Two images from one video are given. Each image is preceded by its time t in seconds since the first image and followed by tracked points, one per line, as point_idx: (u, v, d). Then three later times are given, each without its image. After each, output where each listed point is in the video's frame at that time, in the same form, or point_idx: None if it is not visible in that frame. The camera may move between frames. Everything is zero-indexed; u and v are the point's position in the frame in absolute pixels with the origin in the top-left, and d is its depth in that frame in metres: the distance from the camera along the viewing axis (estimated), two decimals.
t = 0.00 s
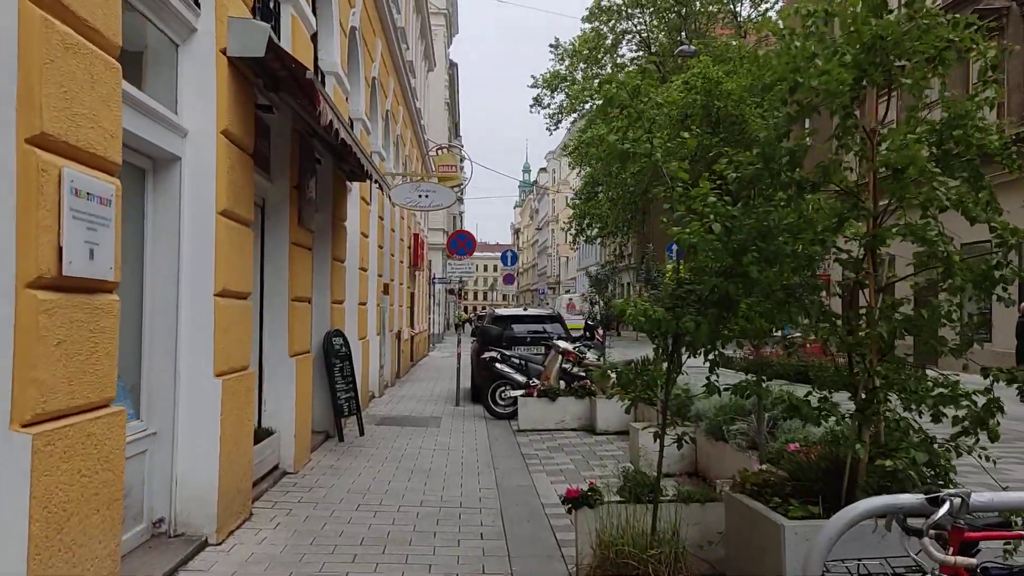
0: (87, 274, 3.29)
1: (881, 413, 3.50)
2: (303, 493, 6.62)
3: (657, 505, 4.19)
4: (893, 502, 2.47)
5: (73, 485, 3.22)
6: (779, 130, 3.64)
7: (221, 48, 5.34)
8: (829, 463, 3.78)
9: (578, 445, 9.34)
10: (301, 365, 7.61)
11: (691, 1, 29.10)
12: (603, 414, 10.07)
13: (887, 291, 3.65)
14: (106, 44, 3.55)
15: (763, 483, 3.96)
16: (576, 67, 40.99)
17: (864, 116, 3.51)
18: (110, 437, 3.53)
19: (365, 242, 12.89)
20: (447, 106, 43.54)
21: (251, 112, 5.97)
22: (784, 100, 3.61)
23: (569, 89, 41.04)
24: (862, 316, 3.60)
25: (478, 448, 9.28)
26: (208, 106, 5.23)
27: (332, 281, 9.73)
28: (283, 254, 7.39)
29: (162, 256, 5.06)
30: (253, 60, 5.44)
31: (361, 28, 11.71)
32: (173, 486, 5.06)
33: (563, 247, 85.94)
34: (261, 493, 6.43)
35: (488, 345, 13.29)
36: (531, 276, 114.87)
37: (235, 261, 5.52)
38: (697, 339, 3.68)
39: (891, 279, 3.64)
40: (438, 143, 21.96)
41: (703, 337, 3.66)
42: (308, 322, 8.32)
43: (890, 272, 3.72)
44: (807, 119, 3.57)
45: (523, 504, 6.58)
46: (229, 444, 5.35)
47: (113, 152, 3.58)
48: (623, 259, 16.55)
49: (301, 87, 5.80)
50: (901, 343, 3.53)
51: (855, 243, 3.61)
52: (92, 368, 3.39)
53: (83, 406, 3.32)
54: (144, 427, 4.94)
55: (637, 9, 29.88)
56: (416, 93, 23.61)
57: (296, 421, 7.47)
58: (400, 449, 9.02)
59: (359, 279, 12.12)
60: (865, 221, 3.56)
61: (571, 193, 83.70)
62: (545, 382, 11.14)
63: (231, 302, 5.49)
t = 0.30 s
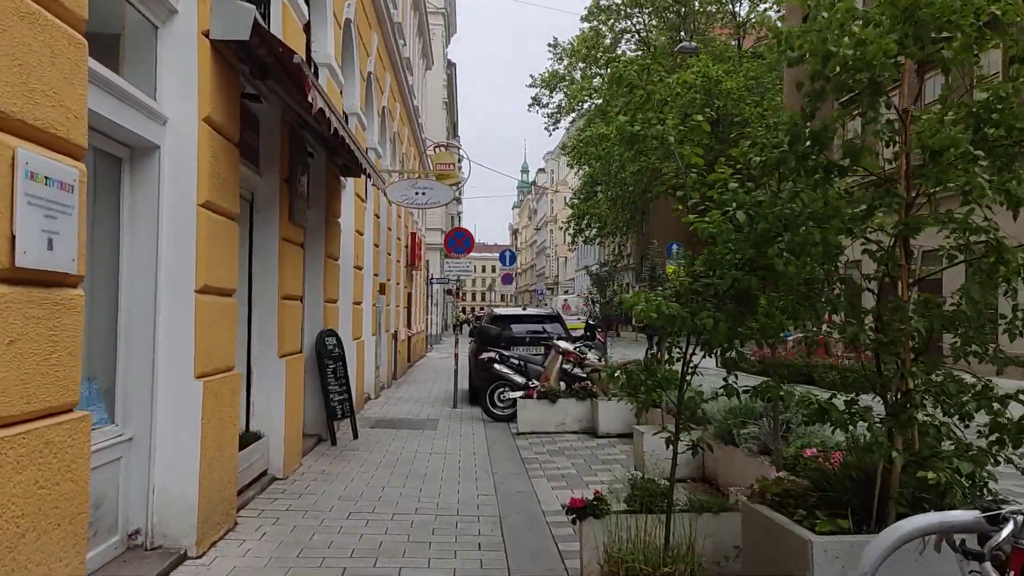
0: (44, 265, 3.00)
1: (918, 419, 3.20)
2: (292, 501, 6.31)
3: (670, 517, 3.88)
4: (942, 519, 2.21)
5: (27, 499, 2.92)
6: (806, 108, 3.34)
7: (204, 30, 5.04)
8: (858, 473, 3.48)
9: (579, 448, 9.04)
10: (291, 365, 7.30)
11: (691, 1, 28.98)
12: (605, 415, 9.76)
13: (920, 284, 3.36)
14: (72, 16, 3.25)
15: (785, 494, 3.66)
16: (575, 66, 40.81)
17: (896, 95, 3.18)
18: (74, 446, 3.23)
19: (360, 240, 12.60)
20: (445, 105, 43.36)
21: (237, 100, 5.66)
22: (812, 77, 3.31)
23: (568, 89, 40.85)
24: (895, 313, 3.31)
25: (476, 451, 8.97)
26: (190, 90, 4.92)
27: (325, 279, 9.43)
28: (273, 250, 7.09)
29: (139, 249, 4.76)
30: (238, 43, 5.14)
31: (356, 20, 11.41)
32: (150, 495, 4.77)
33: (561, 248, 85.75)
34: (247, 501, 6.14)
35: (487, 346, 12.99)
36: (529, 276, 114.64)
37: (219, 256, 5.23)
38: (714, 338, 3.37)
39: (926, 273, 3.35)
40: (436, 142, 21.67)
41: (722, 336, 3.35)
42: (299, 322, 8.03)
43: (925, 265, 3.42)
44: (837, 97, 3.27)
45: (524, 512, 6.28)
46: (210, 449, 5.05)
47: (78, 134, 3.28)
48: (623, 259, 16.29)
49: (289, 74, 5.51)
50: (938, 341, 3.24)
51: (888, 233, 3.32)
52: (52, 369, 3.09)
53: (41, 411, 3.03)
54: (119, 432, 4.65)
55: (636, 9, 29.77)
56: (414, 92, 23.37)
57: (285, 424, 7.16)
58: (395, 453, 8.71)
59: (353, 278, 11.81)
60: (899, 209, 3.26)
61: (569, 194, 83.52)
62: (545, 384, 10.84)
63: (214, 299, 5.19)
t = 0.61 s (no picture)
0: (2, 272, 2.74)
1: (960, 441, 2.93)
2: (283, 517, 6.02)
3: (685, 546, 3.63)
4: (1003, 562, 1.93)
5: None
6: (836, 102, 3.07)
7: (188, 22, 4.78)
8: (890, 497, 3.20)
9: (580, 459, 8.76)
10: (283, 374, 7.03)
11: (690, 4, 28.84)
12: (607, 424, 9.49)
13: (958, 292, 3.11)
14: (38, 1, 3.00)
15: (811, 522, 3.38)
16: (574, 70, 40.67)
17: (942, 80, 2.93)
18: (37, 468, 2.96)
19: (357, 244, 12.33)
20: (443, 108, 43.18)
21: (224, 96, 5.39)
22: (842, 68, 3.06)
23: (567, 92, 40.71)
24: (930, 323, 3.05)
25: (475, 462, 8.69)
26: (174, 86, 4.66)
27: (320, 284, 9.16)
28: (264, 254, 6.82)
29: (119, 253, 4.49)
30: (223, 35, 4.88)
31: (352, 18, 11.15)
32: (130, 514, 4.48)
33: (560, 252, 85.54)
34: (235, 517, 5.85)
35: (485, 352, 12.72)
36: (528, 281, 114.41)
37: (205, 261, 4.96)
38: (734, 351, 3.11)
39: (963, 280, 3.10)
40: (434, 144, 21.61)
41: (743, 349, 3.07)
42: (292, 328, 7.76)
43: (962, 270, 3.16)
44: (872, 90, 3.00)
45: (525, 529, 6.00)
46: (195, 465, 4.77)
47: (44, 128, 3.03)
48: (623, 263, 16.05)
49: (279, 69, 5.25)
50: (981, 355, 2.98)
51: (923, 236, 3.06)
52: (12, 385, 2.83)
53: None
54: (98, 447, 4.37)
55: (636, 12, 29.60)
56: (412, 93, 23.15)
57: (277, 435, 6.87)
58: (391, 464, 8.43)
59: (349, 283, 11.54)
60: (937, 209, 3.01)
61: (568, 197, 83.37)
62: (545, 391, 10.56)
63: (199, 306, 4.92)
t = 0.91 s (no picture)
0: None
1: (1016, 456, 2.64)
2: (275, 530, 5.73)
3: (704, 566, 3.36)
4: None
5: None
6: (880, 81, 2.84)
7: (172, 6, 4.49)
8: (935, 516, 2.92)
9: (584, 466, 8.47)
10: (276, 378, 6.74)
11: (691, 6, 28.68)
12: (611, 430, 9.20)
13: (1011, 291, 2.83)
14: None
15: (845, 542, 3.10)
16: (574, 73, 40.51)
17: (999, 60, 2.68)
18: None
19: (354, 245, 12.05)
20: (442, 111, 42.98)
21: (212, 87, 5.12)
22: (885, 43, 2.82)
23: (567, 95, 40.55)
24: (982, 325, 2.77)
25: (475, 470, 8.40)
26: (157, 73, 4.38)
27: (315, 285, 8.87)
28: (256, 254, 6.54)
29: (98, 251, 4.21)
30: (210, 22, 4.61)
31: (350, 14, 10.90)
32: (108, 530, 4.19)
33: (560, 256, 85.29)
34: (222, 531, 5.56)
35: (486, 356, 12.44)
36: (527, 284, 114.14)
37: (191, 259, 4.67)
38: (765, 356, 2.86)
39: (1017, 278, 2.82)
40: (432, 145, 21.42)
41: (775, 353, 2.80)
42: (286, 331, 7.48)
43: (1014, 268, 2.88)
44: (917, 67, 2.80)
45: (529, 542, 5.71)
46: (179, 476, 4.49)
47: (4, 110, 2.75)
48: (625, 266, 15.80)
49: (271, 58, 4.98)
50: None
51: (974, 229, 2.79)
52: None
53: None
54: (74, 459, 4.08)
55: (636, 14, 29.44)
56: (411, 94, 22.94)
57: (269, 443, 6.57)
58: (389, 473, 8.14)
59: (346, 285, 11.25)
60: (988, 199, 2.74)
61: (567, 201, 83.19)
62: (547, 396, 10.28)
63: (184, 307, 4.63)
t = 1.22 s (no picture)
0: None
1: None
2: (265, 551, 5.41)
3: None
4: None
5: None
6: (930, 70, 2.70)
7: None
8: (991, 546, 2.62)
9: (590, 478, 8.17)
10: (267, 389, 6.43)
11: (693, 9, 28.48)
12: (617, 441, 8.87)
13: None
14: None
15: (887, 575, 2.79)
16: (575, 77, 40.28)
17: None
18: None
19: (352, 250, 11.75)
20: (442, 116, 42.77)
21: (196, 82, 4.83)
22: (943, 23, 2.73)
23: (567, 100, 40.36)
24: None
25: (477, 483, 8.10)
26: (133, 64, 4.09)
27: (311, 291, 8.57)
28: (247, 258, 6.24)
29: (68, 257, 3.91)
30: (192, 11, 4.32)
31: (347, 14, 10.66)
32: (79, 557, 3.87)
33: (560, 261, 84.93)
34: (208, 552, 5.24)
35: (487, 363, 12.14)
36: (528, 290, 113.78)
37: (172, 264, 4.38)
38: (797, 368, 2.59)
39: None
40: (432, 150, 21.18)
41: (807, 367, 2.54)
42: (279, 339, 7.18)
43: None
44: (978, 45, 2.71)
45: (532, 562, 5.40)
46: (156, 497, 4.19)
47: None
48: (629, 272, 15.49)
49: (258, 51, 4.70)
50: None
51: None
52: None
53: None
54: (42, 479, 3.77)
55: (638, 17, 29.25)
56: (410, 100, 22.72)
57: (260, 458, 6.26)
58: (387, 486, 7.82)
59: (343, 291, 10.96)
60: None
61: (567, 206, 82.89)
62: (550, 405, 9.97)
63: (164, 316, 4.33)
